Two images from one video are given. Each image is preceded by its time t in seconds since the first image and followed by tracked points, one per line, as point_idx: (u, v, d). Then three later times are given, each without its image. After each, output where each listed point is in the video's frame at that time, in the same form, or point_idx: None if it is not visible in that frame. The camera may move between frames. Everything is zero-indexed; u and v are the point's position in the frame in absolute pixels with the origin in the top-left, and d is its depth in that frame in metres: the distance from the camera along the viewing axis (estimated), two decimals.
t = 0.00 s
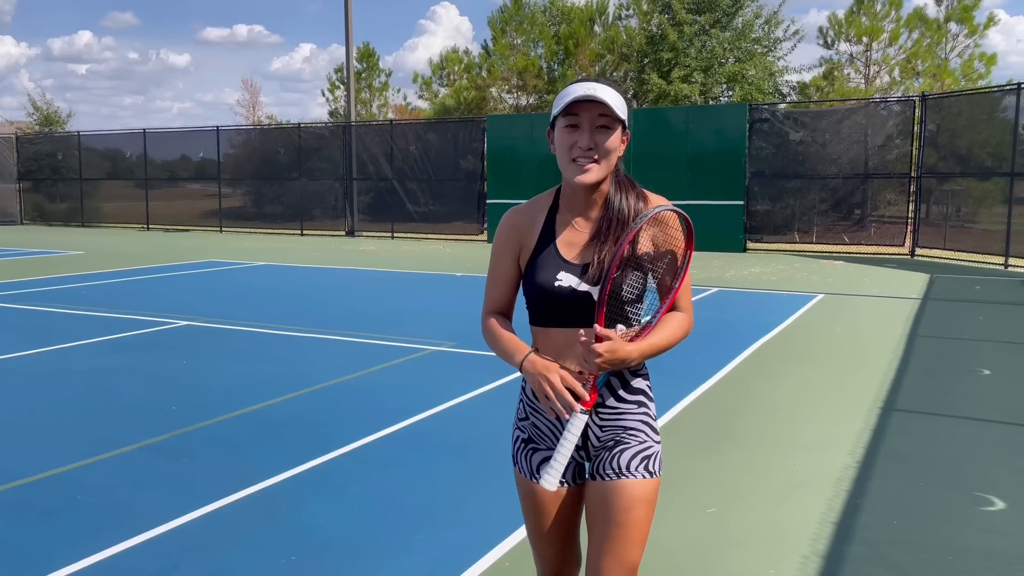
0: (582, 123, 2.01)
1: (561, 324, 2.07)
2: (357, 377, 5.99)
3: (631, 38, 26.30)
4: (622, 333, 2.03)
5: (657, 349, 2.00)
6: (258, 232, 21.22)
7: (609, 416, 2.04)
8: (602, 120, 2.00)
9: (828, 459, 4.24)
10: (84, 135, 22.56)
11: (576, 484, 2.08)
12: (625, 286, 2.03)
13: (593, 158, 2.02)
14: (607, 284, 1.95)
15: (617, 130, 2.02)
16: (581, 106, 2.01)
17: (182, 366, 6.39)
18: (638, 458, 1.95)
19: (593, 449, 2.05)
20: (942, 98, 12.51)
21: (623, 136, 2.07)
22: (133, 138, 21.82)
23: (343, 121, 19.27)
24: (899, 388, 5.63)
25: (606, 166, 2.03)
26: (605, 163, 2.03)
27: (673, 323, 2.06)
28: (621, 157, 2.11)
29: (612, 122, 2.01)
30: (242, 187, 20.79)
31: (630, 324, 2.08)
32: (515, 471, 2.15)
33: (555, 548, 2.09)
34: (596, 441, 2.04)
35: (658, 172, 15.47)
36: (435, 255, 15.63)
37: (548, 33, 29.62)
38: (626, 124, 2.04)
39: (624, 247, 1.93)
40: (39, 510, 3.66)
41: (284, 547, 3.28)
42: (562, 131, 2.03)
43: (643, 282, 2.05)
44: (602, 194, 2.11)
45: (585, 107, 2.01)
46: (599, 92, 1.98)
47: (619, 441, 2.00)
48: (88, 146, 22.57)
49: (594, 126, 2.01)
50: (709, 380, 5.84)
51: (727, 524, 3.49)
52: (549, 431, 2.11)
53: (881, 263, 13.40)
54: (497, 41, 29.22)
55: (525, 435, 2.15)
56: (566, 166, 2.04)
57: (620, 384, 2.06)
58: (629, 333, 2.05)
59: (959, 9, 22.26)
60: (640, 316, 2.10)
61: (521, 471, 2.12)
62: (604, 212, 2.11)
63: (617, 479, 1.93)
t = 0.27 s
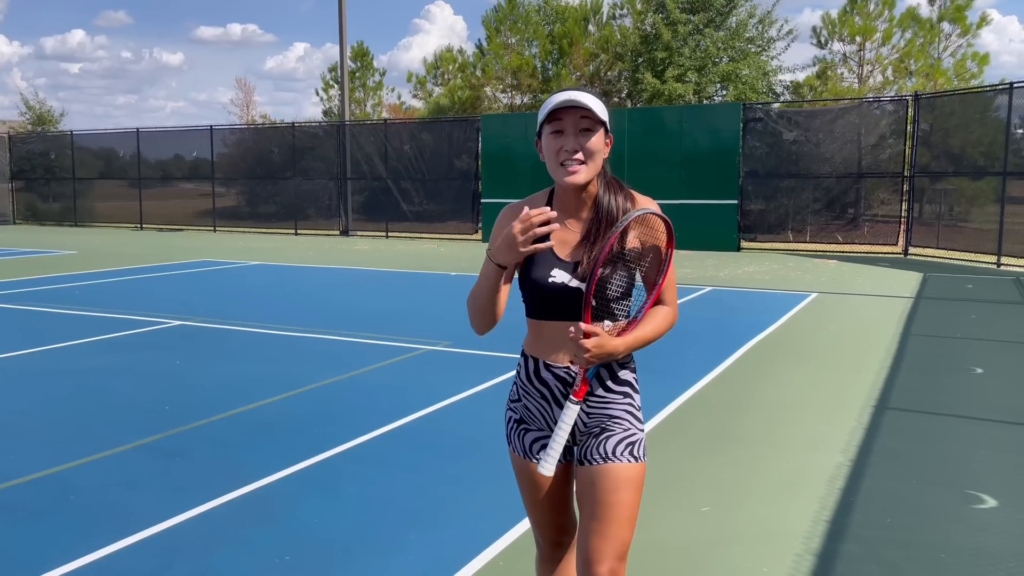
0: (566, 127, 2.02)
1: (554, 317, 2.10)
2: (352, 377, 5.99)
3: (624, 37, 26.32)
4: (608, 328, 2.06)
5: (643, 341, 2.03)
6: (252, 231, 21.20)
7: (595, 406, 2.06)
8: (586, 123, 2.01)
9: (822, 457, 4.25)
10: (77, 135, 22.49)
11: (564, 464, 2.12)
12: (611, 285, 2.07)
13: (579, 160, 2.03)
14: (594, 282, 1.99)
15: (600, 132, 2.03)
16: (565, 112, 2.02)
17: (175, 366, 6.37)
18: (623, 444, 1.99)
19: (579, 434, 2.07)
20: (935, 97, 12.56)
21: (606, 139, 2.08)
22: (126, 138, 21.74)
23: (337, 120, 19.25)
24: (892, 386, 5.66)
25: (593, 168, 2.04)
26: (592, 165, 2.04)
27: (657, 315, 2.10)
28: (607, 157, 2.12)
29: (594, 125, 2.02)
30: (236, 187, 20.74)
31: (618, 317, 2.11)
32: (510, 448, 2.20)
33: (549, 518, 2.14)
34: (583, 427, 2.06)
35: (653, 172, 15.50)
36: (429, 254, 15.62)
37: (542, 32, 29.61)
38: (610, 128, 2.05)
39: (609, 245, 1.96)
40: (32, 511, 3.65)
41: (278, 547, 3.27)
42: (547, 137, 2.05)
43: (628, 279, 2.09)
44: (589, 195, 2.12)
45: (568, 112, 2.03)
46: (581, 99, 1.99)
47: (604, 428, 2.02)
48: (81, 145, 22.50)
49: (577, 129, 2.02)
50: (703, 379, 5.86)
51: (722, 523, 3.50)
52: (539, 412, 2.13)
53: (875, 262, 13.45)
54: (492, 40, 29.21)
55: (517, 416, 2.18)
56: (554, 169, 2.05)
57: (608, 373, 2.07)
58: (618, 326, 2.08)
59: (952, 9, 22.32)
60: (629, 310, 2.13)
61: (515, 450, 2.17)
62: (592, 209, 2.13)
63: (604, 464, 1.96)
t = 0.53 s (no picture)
0: (563, 129, 2.02)
1: (549, 309, 2.10)
2: (346, 377, 5.98)
3: (619, 37, 26.32)
4: (601, 320, 2.06)
5: (634, 333, 2.03)
6: (246, 231, 21.14)
7: (586, 399, 2.05)
8: (581, 124, 2.01)
9: (817, 456, 4.26)
10: (70, 134, 22.41)
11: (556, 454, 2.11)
12: (603, 278, 2.07)
13: (577, 160, 2.03)
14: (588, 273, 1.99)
15: (596, 132, 2.03)
16: (563, 115, 2.02)
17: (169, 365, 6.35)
18: (614, 437, 1.99)
19: (570, 426, 2.06)
20: (928, 97, 12.59)
21: (602, 136, 2.08)
22: (119, 137, 21.65)
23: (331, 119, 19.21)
24: (886, 385, 5.67)
25: (590, 167, 2.05)
26: (589, 165, 2.05)
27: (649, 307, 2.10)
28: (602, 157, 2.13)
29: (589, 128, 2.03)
30: (230, 186, 20.67)
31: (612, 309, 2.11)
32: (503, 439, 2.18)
33: (540, 514, 2.11)
34: (574, 418, 2.05)
35: (647, 171, 15.51)
36: (423, 253, 15.61)
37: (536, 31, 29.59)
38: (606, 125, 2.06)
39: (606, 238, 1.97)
40: (25, 512, 3.63)
41: (272, 547, 3.26)
42: (545, 140, 2.05)
43: (620, 273, 2.08)
44: (585, 194, 2.13)
45: (564, 115, 2.02)
46: (576, 100, 1.99)
47: (594, 422, 2.02)
48: (73, 144, 22.39)
49: (574, 132, 2.02)
50: (698, 378, 5.86)
51: (716, 521, 3.50)
52: (531, 403, 2.13)
53: (869, 262, 13.48)
54: (486, 40, 29.16)
55: (511, 407, 2.17)
56: (552, 169, 2.05)
57: (599, 365, 2.07)
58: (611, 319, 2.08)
59: (945, 9, 22.38)
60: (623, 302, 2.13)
61: (509, 441, 2.15)
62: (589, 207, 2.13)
63: (597, 457, 1.97)
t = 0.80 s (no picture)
0: (559, 130, 2.02)
1: (541, 303, 2.09)
2: (341, 377, 5.97)
3: (613, 37, 26.32)
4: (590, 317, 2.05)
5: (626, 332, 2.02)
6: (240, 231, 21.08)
7: (574, 396, 2.04)
8: (578, 125, 2.00)
9: (812, 455, 4.27)
10: (63, 133, 22.31)
11: (545, 451, 2.11)
12: (595, 276, 2.06)
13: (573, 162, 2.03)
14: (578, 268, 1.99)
15: (593, 133, 2.03)
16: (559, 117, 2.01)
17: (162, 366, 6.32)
18: (602, 435, 1.99)
19: (558, 424, 2.06)
20: (922, 97, 12.62)
21: (599, 137, 2.08)
22: (112, 136, 21.58)
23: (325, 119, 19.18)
24: (880, 384, 5.68)
25: (586, 168, 2.05)
26: (585, 166, 2.04)
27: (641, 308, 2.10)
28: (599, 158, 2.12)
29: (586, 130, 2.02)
30: (224, 186, 20.62)
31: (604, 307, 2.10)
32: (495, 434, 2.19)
33: (533, 510, 2.12)
34: (562, 416, 2.05)
35: (642, 171, 15.53)
36: (418, 253, 15.60)
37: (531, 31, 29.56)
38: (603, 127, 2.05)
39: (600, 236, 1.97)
40: (18, 512, 3.61)
41: (267, 547, 3.25)
42: (543, 140, 2.05)
43: (612, 272, 2.07)
44: (582, 194, 2.12)
45: (561, 117, 2.02)
46: (572, 102, 1.99)
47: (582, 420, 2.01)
48: (66, 144, 22.30)
49: (571, 134, 2.02)
50: (692, 377, 5.87)
51: (710, 520, 3.51)
52: (521, 399, 2.13)
53: (863, 261, 13.51)
54: (481, 39, 29.15)
55: (502, 403, 2.17)
56: (550, 170, 2.05)
57: (587, 363, 2.06)
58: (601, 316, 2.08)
59: (939, 9, 22.46)
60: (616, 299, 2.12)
61: (500, 437, 2.16)
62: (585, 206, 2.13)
63: (584, 455, 1.97)
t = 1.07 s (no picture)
0: (554, 130, 2.02)
1: (532, 298, 2.10)
2: (335, 376, 5.96)
3: (608, 36, 26.34)
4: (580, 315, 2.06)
5: (617, 333, 2.02)
6: (235, 230, 21.04)
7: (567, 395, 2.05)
8: (573, 126, 2.01)
9: (806, 454, 4.27)
10: (57, 132, 22.25)
11: (536, 450, 2.11)
12: (586, 275, 2.05)
13: (566, 161, 2.04)
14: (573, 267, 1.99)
15: (588, 135, 2.03)
16: (553, 115, 2.02)
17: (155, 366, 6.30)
18: (593, 435, 1.99)
19: (549, 422, 2.06)
20: (917, 97, 12.67)
21: (594, 139, 2.08)
22: (107, 135, 21.53)
23: (321, 119, 19.16)
24: (876, 384, 5.70)
25: (578, 169, 2.05)
26: (578, 166, 2.05)
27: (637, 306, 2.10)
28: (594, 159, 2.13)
29: (579, 132, 2.02)
30: (219, 185, 20.57)
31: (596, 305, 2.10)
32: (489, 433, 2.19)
33: (527, 508, 2.13)
34: (554, 415, 2.05)
35: (637, 170, 15.54)
36: (414, 253, 15.59)
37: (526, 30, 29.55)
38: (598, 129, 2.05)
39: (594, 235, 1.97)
40: (12, 513, 3.60)
41: (262, 547, 3.25)
42: (537, 138, 2.05)
43: (604, 269, 2.07)
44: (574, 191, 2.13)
45: (556, 115, 2.02)
46: (568, 102, 1.99)
47: (575, 419, 2.02)
48: (61, 143, 22.23)
49: (565, 134, 2.02)
50: (688, 377, 5.88)
51: (705, 519, 3.51)
52: (514, 397, 2.14)
53: (857, 260, 13.54)
54: (477, 39, 29.15)
55: (495, 403, 2.19)
56: (543, 169, 2.06)
57: (578, 361, 2.06)
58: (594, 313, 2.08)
59: (933, 9, 22.54)
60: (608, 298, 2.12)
61: (493, 434, 2.16)
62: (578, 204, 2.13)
63: (576, 455, 1.97)
